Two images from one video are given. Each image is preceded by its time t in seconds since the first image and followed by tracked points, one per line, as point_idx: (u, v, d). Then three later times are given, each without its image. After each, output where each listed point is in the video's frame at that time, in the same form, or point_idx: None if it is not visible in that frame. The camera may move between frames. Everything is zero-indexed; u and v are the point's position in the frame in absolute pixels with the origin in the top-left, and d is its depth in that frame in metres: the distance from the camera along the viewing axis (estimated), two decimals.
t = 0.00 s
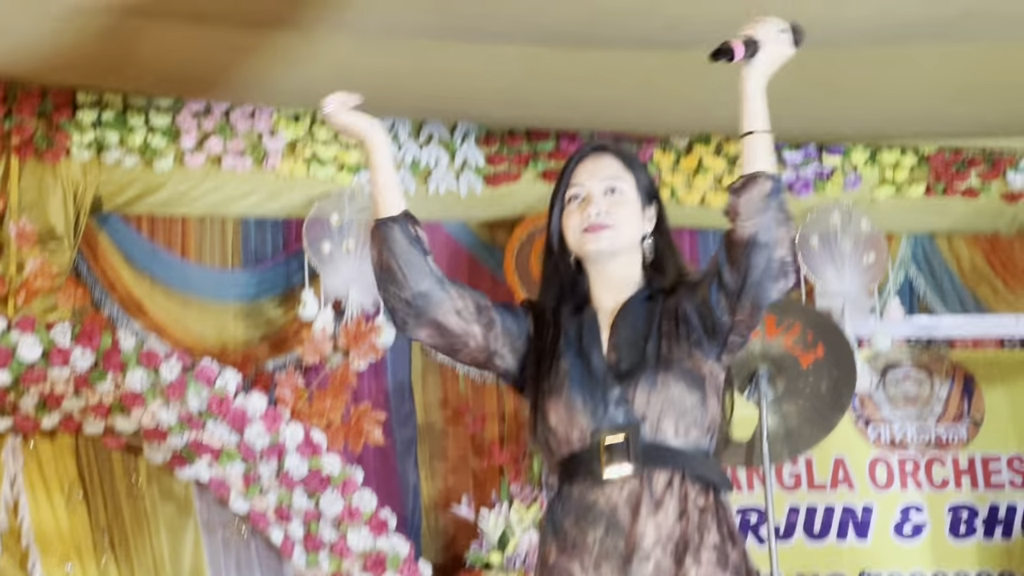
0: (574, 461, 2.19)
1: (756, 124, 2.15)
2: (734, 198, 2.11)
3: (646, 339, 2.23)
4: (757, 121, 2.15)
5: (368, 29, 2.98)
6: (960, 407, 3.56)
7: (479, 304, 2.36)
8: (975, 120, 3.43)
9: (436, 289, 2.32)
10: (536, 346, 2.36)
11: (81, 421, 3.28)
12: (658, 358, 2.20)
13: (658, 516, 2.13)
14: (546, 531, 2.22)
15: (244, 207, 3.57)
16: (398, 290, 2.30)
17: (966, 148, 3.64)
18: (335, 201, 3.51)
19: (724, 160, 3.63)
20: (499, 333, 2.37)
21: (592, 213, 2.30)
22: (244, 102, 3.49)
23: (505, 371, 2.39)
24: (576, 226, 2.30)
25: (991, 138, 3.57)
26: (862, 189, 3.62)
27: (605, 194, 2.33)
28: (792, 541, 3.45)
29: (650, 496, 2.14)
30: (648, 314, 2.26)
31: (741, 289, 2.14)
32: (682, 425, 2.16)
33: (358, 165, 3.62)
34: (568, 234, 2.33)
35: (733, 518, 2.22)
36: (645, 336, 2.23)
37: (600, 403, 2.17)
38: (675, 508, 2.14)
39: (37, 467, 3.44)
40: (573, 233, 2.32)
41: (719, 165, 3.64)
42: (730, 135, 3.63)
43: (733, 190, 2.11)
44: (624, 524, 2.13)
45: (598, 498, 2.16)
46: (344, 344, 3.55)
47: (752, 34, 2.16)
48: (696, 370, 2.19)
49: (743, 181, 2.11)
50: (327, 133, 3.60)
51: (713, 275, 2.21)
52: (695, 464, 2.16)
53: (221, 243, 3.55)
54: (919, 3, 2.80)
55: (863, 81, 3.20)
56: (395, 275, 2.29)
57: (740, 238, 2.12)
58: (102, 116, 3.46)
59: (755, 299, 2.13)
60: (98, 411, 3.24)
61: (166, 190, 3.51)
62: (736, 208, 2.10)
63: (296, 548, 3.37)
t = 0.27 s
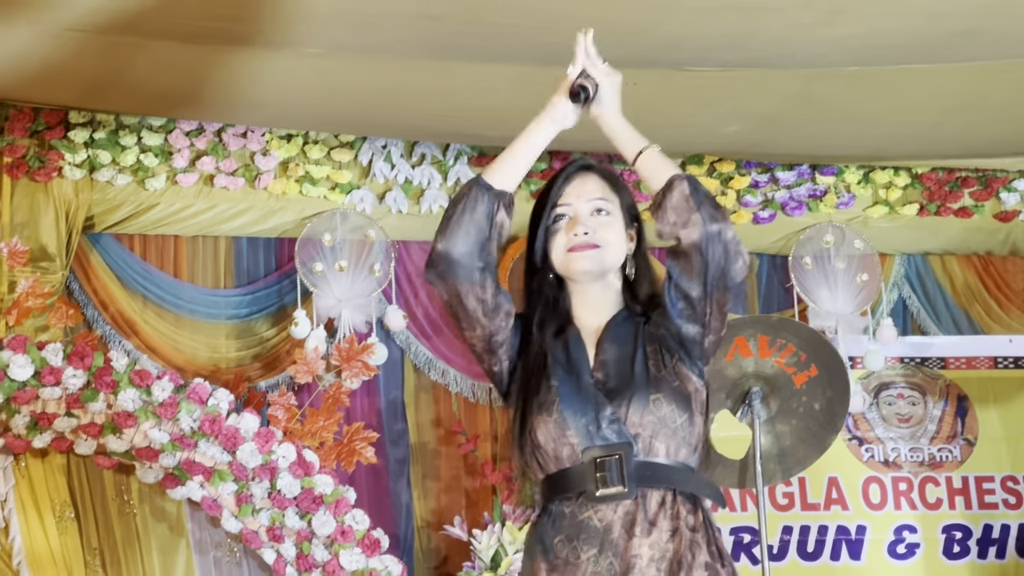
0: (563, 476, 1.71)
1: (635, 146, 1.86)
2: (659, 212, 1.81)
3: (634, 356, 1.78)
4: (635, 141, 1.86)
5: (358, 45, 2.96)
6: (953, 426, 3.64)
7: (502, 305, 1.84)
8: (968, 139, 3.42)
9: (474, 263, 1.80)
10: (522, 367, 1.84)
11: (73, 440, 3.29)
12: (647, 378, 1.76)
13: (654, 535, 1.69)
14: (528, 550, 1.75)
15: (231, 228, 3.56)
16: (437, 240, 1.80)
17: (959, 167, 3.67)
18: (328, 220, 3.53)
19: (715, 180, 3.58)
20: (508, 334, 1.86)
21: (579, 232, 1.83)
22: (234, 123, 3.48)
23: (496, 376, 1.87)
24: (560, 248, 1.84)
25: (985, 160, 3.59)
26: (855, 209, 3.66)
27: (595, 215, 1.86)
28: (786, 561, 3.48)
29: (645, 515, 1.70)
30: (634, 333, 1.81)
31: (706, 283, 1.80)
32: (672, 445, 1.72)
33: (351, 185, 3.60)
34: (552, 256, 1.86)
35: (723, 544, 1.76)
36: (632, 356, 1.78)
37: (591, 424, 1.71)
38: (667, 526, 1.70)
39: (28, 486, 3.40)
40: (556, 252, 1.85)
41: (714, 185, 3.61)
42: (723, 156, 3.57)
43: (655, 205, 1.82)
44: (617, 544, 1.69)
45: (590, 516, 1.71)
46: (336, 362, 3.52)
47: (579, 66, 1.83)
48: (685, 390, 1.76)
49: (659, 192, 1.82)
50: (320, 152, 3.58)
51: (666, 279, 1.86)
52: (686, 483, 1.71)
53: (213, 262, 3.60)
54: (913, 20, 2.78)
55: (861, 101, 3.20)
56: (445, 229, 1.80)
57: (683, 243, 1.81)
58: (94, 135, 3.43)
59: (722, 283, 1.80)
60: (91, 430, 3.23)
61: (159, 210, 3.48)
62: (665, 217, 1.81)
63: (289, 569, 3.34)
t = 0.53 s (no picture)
0: (551, 484, 1.73)
1: (733, 151, 1.79)
2: (739, 222, 1.78)
3: (623, 362, 1.82)
4: (733, 147, 1.79)
5: (352, 51, 2.96)
6: (946, 432, 3.64)
7: (460, 308, 1.88)
8: (962, 145, 3.43)
9: (415, 283, 1.83)
10: (501, 371, 1.86)
11: (67, 446, 3.27)
12: (637, 387, 1.79)
13: (644, 545, 1.72)
14: (516, 560, 1.75)
15: (225, 234, 3.58)
16: (376, 279, 1.82)
17: (952, 174, 3.67)
18: (321, 225, 3.53)
19: (709, 186, 3.73)
20: (475, 338, 1.89)
21: (562, 233, 1.87)
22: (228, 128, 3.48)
23: (474, 385, 1.89)
24: (544, 249, 1.88)
25: (978, 167, 3.59)
26: (849, 215, 3.66)
27: (577, 219, 1.91)
28: (779, 566, 3.48)
29: (636, 524, 1.72)
30: (622, 340, 1.85)
31: (743, 310, 1.80)
32: (659, 454, 1.76)
33: (344, 191, 3.62)
34: (535, 258, 1.89)
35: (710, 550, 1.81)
36: (621, 363, 1.82)
37: (580, 431, 1.74)
38: (657, 535, 1.73)
39: (21, 492, 3.41)
40: (539, 254, 1.89)
41: (706, 192, 3.74)
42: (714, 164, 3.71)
43: (736, 214, 1.79)
44: (608, 553, 1.71)
45: (579, 524, 1.72)
46: (330, 368, 3.54)
47: (700, 61, 1.80)
48: (674, 400, 1.80)
49: (745, 205, 1.78)
50: (313, 158, 3.59)
51: (709, 288, 1.84)
52: (672, 492, 1.76)
53: (207, 271, 3.61)
54: (907, 27, 2.78)
55: (856, 106, 3.20)
56: (377, 264, 1.81)
57: (754, 260, 1.79)
58: (87, 141, 3.42)
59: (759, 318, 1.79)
60: (84, 436, 3.21)
61: (152, 216, 3.48)
62: (747, 231, 1.78)
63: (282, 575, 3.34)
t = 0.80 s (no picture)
0: (541, 486, 1.70)
1: (720, 159, 1.75)
2: (716, 228, 1.75)
3: (614, 368, 1.79)
4: (720, 155, 1.76)
5: (346, 54, 2.95)
6: (941, 435, 3.65)
7: (456, 312, 1.81)
8: (956, 148, 3.42)
9: (417, 281, 1.75)
10: (491, 373, 1.81)
11: (62, 449, 3.30)
12: (629, 391, 1.76)
13: (637, 549, 1.69)
14: (505, 562, 1.71)
15: (219, 237, 3.59)
16: (377, 272, 1.73)
17: (947, 176, 3.66)
18: (316, 229, 3.56)
19: (703, 189, 3.74)
20: (469, 341, 1.82)
21: (552, 234, 1.83)
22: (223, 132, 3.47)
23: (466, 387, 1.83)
24: (533, 251, 1.84)
25: (973, 169, 3.59)
26: (843, 218, 3.65)
27: (567, 221, 1.87)
28: (774, 569, 3.48)
29: (628, 529, 1.70)
30: (611, 346, 1.82)
31: (718, 318, 1.77)
32: (650, 459, 1.73)
33: (338, 194, 3.60)
34: (524, 260, 1.85)
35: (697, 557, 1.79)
36: (612, 368, 1.79)
37: (574, 434, 1.71)
38: (648, 540, 1.71)
39: (16, 496, 3.41)
40: (528, 257, 1.84)
41: (700, 194, 3.76)
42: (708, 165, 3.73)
43: (713, 219, 1.75)
44: (600, 557, 1.68)
45: (572, 527, 1.69)
46: (324, 371, 3.53)
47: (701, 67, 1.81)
48: (665, 406, 1.78)
49: (723, 212, 1.74)
50: (307, 161, 3.58)
51: (689, 296, 1.82)
52: (661, 497, 1.73)
53: (201, 272, 3.62)
54: (903, 30, 2.78)
55: (851, 110, 3.20)
56: (382, 257, 1.72)
57: (723, 269, 1.76)
58: (82, 144, 3.41)
59: (733, 328, 1.77)
60: (78, 439, 3.25)
61: (147, 218, 3.49)
62: (720, 238, 1.74)
63: None
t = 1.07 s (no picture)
0: (535, 483, 1.74)
1: (631, 160, 1.96)
2: (653, 228, 1.92)
3: (607, 367, 1.85)
4: (631, 155, 1.96)
5: (340, 51, 2.95)
6: (936, 432, 3.65)
7: (473, 303, 1.89)
8: (951, 145, 3.43)
9: (438, 260, 1.86)
10: (490, 371, 1.87)
11: (57, 445, 3.26)
12: (622, 391, 1.81)
13: (631, 546, 1.74)
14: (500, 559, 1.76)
15: (215, 233, 3.58)
16: (404, 240, 1.86)
17: (942, 174, 3.67)
18: (312, 225, 3.54)
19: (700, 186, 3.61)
20: (477, 336, 1.90)
21: (546, 237, 1.90)
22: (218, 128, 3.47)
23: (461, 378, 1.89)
24: (528, 253, 1.91)
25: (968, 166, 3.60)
26: (839, 215, 3.67)
27: (562, 221, 1.93)
28: (769, 566, 3.51)
29: (622, 526, 1.75)
30: (603, 345, 1.88)
31: (682, 309, 1.91)
32: (644, 458, 1.78)
33: (334, 191, 3.61)
34: (519, 261, 1.92)
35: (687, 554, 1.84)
36: (604, 367, 1.84)
37: (568, 433, 1.75)
38: (642, 538, 1.76)
39: (12, 493, 3.41)
40: (523, 260, 1.91)
41: (697, 192, 3.62)
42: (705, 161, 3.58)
43: (647, 222, 1.93)
44: (595, 554, 1.73)
45: (566, 524, 1.73)
46: (319, 367, 3.54)
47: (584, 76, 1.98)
48: (655, 404, 1.83)
49: (655, 211, 1.93)
50: (304, 158, 3.59)
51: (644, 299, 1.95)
52: (654, 495, 1.78)
53: (197, 269, 3.61)
54: (896, 27, 2.78)
55: (846, 106, 3.20)
56: (411, 227, 1.86)
57: (673, 264, 1.92)
58: (77, 141, 3.41)
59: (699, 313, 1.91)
60: (74, 436, 3.22)
61: (144, 214, 3.48)
62: (658, 236, 1.92)
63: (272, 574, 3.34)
